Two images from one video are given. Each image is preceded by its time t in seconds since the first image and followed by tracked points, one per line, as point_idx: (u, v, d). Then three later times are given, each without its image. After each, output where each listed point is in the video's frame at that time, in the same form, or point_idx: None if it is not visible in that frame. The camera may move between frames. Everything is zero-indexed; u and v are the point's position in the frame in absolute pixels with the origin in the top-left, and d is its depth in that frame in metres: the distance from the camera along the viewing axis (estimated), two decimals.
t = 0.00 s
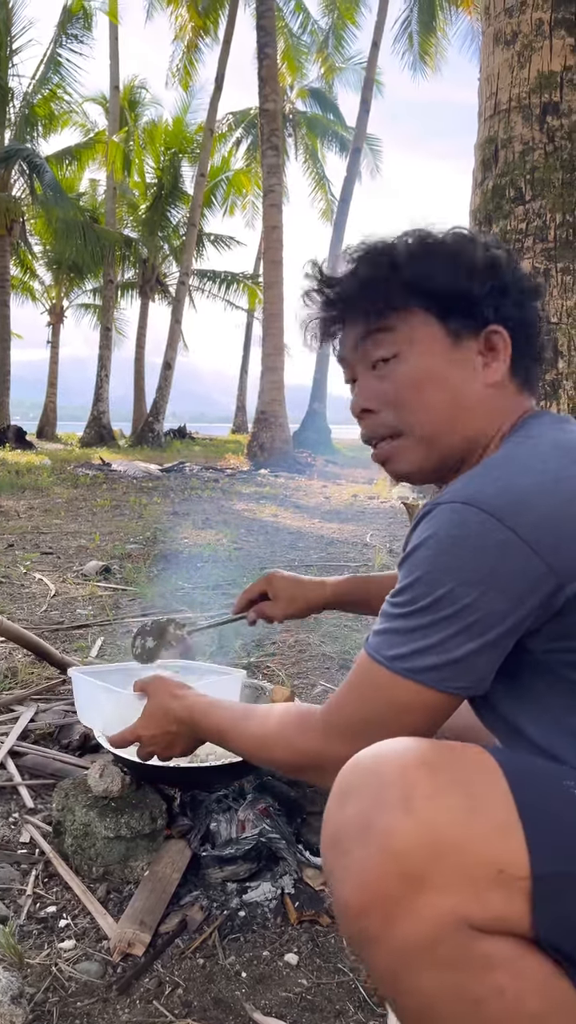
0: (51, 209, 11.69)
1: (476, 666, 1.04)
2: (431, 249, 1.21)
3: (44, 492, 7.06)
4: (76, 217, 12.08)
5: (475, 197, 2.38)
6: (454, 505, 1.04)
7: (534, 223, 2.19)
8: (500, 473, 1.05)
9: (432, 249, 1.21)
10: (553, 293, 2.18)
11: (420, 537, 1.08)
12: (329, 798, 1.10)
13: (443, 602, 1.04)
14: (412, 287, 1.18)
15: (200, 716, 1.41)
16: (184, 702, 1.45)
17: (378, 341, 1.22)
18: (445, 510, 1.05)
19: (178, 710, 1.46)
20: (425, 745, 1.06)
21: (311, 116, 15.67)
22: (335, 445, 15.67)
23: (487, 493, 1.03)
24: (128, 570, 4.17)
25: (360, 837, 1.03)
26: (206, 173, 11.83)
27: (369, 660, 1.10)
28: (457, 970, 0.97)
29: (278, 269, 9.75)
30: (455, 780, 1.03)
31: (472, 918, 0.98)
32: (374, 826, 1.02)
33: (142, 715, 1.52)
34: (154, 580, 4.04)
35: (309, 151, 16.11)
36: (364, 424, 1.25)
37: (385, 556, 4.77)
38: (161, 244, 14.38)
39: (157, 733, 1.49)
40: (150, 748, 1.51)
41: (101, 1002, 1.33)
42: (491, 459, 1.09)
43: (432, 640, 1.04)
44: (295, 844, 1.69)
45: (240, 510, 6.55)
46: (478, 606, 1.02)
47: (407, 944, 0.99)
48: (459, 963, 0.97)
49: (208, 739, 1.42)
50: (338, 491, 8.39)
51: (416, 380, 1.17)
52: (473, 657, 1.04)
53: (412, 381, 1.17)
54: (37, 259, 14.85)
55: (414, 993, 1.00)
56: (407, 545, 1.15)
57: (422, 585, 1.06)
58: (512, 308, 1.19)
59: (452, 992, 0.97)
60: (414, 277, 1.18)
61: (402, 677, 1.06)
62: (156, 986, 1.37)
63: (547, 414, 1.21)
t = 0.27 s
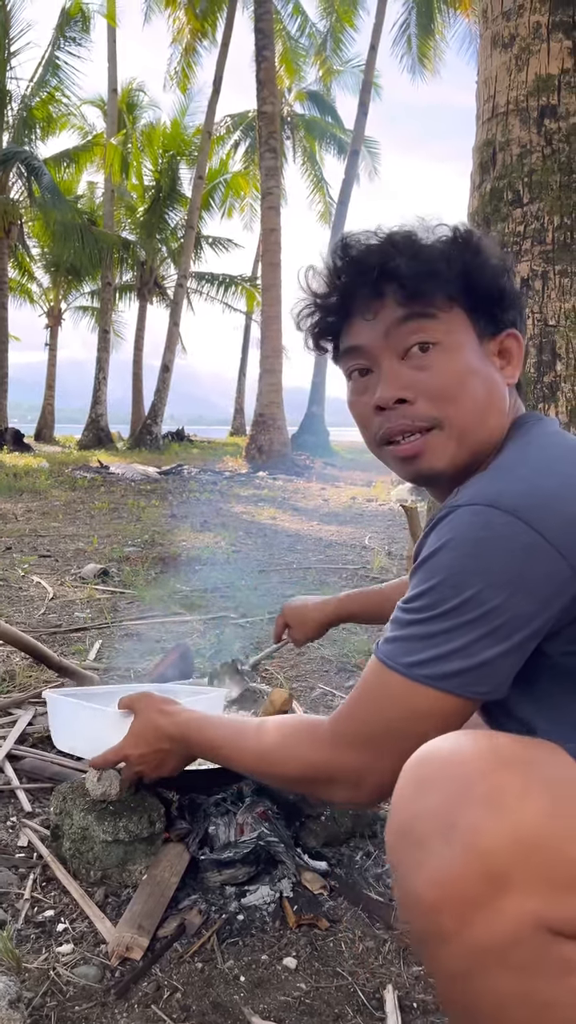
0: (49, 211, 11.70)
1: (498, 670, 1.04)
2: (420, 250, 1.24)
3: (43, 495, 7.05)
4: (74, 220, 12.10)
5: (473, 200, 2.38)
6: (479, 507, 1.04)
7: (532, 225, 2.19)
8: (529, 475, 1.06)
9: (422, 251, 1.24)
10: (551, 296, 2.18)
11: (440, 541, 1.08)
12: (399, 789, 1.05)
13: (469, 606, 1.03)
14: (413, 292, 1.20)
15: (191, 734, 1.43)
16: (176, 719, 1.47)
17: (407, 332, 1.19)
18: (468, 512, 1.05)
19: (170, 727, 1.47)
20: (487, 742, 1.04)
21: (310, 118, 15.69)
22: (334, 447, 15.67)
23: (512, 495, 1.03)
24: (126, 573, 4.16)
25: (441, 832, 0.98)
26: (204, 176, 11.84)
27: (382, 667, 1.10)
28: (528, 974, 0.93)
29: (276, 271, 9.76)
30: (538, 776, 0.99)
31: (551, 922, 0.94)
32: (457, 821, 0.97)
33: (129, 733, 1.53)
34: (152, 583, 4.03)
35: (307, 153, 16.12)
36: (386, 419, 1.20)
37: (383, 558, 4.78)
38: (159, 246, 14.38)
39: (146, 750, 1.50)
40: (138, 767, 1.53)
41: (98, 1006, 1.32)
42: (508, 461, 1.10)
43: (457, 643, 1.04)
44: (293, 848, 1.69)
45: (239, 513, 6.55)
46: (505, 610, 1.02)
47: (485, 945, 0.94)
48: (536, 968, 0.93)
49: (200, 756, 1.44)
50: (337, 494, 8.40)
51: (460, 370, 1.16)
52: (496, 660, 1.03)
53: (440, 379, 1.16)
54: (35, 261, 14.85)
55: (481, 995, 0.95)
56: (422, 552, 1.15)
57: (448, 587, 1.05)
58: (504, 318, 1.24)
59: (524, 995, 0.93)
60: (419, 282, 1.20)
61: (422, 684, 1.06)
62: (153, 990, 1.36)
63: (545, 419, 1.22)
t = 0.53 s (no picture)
0: (47, 214, 11.70)
1: (514, 674, 1.04)
2: (427, 255, 1.26)
3: (40, 498, 7.04)
4: (72, 223, 12.10)
5: (471, 203, 2.39)
6: (496, 509, 1.04)
7: (530, 229, 2.20)
8: (548, 479, 1.06)
9: (428, 257, 1.26)
10: (549, 299, 2.18)
11: (456, 544, 1.08)
12: (419, 783, 1.05)
13: (486, 608, 1.03)
14: (422, 298, 1.21)
15: (191, 745, 1.43)
16: (176, 731, 1.46)
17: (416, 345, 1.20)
18: (485, 515, 1.05)
19: (169, 738, 1.47)
20: (510, 739, 1.03)
21: (308, 121, 15.71)
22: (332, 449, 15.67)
23: (529, 498, 1.04)
24: (124, 576, 4.16)
25: (463, 828, 0.99)
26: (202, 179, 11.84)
27: (396, 673, 1.10)
28: (544, 969, 0.95)
29: (274, 273, 9.77)
30: (557, 775, 1.01)
31: (569, 918, 0.96)
32: (479, 816, 0.99)
33: (124, 746, 1.52)
34: (150, 585, 4.03)
35: (305, 156, 16.14)
36: (396, 425, 1.19)
37: (381, 560, 4.78)
38: (157, 249, 14.38)
39: (143, 762, 1.50)
40: (135, 779, 1.52)
41: (97, 1011, 1.32)
42: (519, 465, 1.11)
43: (475, 646, 1.04)
44: (292, 850, 1.69)
45: (237, 515, 6.55)
46: (523, 613, 1.02)
47: (505, 939, 0.96)
48: (553, 964, 0.95)
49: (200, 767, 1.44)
50: (335, 496, 8.40)
51: (468, 378, 1.16)
52: (512, 665, 1.03)
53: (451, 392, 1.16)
54: (33, 264, 14.84)
55: (496, 990, 0.97)
56: (436, 557, 1.15)
57: (465, 590, 1.05)
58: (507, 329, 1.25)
59: (539, 990, 0.95)
60: (425, 290, 1.22)
61: (439, 691, 1.06)
62: (152, 994, 1.36)
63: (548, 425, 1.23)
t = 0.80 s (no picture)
0: (45, 216, 11.70)
1: (512, 678, 1.04)
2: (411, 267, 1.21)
3: (37, 499, 7.03)
4: (70, 224, 12.10)
5: (469, 206, 2.39)
6: (494, 515, 1.04)
7: (528, 232, 2.20)
8: (543, 484, 1.06)
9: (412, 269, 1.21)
10: (547, 301, 2.19)
11: (453, 548, 1.08)
12: (408, 788, 1.06)
13: (483, 614, 1.03)
14: (388, 324, 1.19)
15: (188, 747, 1.43)
16: (172, 732, 1.46)
17: (365, 379, 1.21)
18: (482, 519, 1.05)
19: (166, 739, 1.46)
20: (491, 748, 1.02)
21: (306, 123, 15.73)
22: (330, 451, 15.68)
23: (526, 502, 1.04)
24: (122, 578, 4.16)
25: (451, 833, 1.00)
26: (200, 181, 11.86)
27: (392, 676, 1.10)
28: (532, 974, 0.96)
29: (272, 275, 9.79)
30: (546, 778, 1.01)
31: (560, 924, 0.96)
32: (467, 821, 0.99)
33: (123, 745, 1.52)
34: (148, 587, 4.03)
35: (303, 158, 16.19)
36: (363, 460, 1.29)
37: (380, 562, 4.79)
38: (155, 250, 14.39)
39: (141, 762, 1.49)
40: (132, 778, 1.52)
41: (94, 1014, 1.32)
42: (516, 469, 1.10)
43: (472, 651, 1.04)
44: (290, 852, 1.69)
45: (235, 517, 6.56)
46: (520, 619, 1.02)
47: (492, 944, 0.97)
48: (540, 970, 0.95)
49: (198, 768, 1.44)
50: (332, 498, 8.42)
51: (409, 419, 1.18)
52: (510, 670, 1.04)
53: (407, 412, 1.18)
54: (31, 265, 14.84)
55: (483, 997, 0.98)
56: (432, 560, 1.15)
57: (461, 595, 1.05)
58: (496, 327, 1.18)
59: (529, 998, 0.96)
60: (408, 297, 1.18)
61: (434, 696, 1.06)
62: (150, 997, 1.36)
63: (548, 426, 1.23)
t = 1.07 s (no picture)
0: (43, 216, 11.70)
1: (491, 682, 1.04)
2: (383, 285, 1.23)
3: (36, 501, 7.03)
4: (68, 225, 12.10)
5: (466, 206, 2.39)
6: (473, 516, 1.04)
7: (526, 232, 2.20)
8: (523, 486, 1.05)
9: (383, 288, 1.22)
10: (545, 302, 2.18)
11: (434, 549, 1.07)
12: (369, 803, 1.10)
13: (460, 617, 1.03)
14: (354, 347, 1.24)
15: (184, 742, 1.43)
16: (169, 727, 1.46)
17: (341, 394, 1.28)
18: (461, 522, 1.05)
19: (164, 735, 1.46)
20: (459, 758, 1.06)
21: (304, 124, 15.74)
22: (328, 452, 15.69)
23: (506, 505, 1.03)
24: (120, 578, 4.16)
25: (407, 849, 1.04)
26: (199, 182, 11.85)
27: (376, 677, 1.11)
28: (491, 987, 1.01)
29: (270, 276, 9.79)
30: (505, 791, 1.03)
31: (517, 937, 1.00)
32: (422, 838, 1.03)
33: (124, 740, 1.52)
34: (146, 587, 4.03)
35: (301, 159, 16.18)
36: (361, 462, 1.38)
37: (379, 563, 4.79)
38: (153, 251, 14.37)
39: (141, 758, 1.49)
40: (133, 774, 1.53)
41: (92, 1015, 1.32)
42: (501, 473, 1.09)
43: (451, 653, 1.04)
44: (288, 854, 1.68)
45: (234, 517, 6.56)
46: (498, 622, 1.01)
47: (452, 958, 1.02)
48: (499, 981, 1.01)
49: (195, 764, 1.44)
50: (330, 498, 8.42)
51: (376, 428, 1.25)
52: (489, 673, 1.03)
53: (374, 425, 1.26)
54: (29, 266, 14.83)
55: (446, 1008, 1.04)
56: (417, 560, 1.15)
57: (440, 597, 1.05)
58: (476, 330, 1.17)
59: (489, 1007, 1.01)
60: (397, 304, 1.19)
61: (415, 697, 1.07)
62: (147, 998, 1.36)
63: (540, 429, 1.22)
